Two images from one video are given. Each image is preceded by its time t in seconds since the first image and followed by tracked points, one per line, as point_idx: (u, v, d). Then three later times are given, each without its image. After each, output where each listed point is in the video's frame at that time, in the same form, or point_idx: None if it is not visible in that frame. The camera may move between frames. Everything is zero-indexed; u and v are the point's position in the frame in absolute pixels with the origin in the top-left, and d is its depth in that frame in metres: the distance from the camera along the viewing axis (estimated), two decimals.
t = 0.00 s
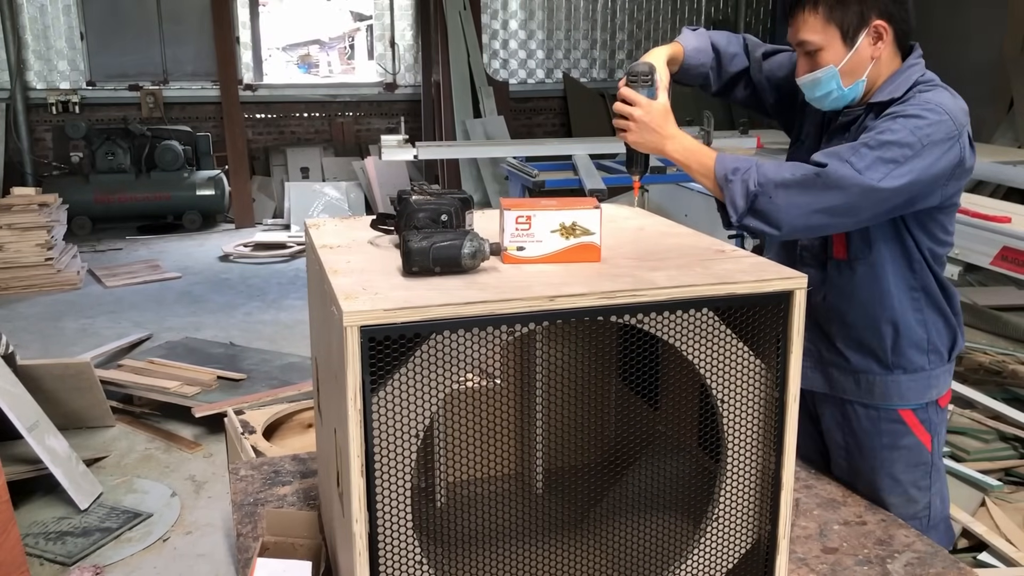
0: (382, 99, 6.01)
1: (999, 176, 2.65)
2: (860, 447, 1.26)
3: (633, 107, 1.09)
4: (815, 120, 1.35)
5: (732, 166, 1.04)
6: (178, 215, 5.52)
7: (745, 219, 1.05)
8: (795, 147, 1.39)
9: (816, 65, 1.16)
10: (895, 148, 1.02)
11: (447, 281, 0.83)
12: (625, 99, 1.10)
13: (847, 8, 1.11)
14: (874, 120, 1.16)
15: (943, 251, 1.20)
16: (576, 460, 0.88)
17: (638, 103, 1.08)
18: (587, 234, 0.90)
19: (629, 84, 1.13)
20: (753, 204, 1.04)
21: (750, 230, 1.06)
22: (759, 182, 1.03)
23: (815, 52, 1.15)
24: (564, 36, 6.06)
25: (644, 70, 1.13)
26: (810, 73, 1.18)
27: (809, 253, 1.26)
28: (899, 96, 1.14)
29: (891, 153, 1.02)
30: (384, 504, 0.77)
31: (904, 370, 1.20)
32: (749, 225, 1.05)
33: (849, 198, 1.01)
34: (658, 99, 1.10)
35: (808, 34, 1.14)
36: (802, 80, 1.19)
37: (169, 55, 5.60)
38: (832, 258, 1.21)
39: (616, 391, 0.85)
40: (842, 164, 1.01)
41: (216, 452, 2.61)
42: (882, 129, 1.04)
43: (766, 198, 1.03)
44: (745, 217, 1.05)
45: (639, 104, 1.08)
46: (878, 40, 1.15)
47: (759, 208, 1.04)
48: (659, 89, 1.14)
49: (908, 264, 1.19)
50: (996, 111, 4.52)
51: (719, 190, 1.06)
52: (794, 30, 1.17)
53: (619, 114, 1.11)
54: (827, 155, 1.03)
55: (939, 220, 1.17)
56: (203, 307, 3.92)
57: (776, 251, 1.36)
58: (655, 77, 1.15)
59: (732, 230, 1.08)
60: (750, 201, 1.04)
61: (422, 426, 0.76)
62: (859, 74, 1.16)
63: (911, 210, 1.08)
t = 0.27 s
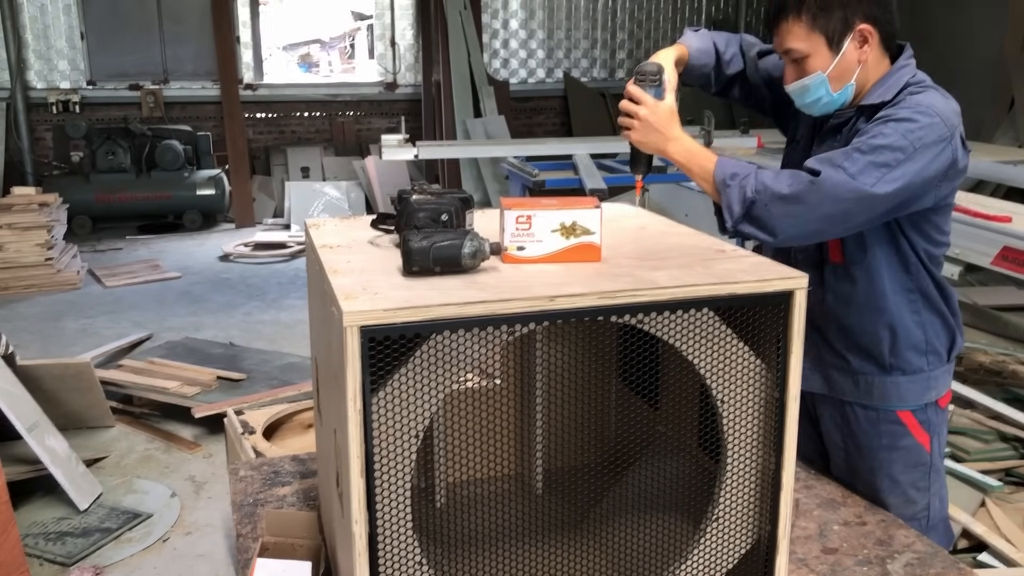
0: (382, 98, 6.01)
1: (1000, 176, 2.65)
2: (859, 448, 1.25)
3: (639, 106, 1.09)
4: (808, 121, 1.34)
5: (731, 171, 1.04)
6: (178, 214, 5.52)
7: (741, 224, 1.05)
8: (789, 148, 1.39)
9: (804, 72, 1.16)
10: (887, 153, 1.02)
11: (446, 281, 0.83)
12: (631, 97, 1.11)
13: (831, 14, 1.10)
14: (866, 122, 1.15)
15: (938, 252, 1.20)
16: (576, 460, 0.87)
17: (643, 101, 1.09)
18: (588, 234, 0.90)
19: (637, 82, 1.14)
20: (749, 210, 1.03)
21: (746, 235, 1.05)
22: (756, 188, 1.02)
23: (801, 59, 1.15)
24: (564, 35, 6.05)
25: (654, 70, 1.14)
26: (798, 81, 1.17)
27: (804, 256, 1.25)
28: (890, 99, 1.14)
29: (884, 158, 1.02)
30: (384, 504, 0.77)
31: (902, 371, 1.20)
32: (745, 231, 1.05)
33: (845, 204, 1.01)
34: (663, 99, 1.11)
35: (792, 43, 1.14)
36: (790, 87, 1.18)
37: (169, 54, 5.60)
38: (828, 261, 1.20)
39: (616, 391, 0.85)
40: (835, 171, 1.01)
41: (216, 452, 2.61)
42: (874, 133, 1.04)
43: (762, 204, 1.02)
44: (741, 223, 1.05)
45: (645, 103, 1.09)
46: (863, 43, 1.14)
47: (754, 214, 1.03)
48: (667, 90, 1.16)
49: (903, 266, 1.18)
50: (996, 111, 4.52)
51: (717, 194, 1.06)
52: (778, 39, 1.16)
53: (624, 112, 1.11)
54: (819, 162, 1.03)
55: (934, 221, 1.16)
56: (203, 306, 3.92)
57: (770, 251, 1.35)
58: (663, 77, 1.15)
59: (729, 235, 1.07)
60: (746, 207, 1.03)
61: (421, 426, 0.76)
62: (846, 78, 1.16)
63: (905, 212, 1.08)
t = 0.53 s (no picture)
0: (382, 99, 6.01)
1: (999, 176, 2.65)
2: (858, 449, 1.25)
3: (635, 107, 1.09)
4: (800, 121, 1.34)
5: (727, 172, 1.05)
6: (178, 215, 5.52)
7: (735, 225, 1.06)
8: (785, 148, 1.39)
9: (797, 73, 1.16)
10: (882, 154, 1.02)
11: (446, 282, 0.83)
12: (627, 98, 1.11)
13: (822, 14, 1.11)
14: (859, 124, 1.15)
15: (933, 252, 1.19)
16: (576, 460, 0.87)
17: (639, 102, 1.09)
18: (587, 234, 0.90)
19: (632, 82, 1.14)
20: (744, 211, 1.04)
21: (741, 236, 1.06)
22: (751, 190, 1.04)
23: (794, 60, 1.15)
24: (564, 36, 6.05)
25: (648, 68, 1.12)
26: (791, 82, 1.18)
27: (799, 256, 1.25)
28: (884, 100, 1.14)
29: (879, 159, 1.02)
30: (384, 504, 0.77)
31: (899, 372, 1.20)
32: (739, 231, 1.06)
33: (840, 207, 1.01)
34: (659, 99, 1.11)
35: (785, 42, 1.14)
36: (783, 88, 1.19)
37: (169, 55, 5.60)
38: (823, 262, 1.21)
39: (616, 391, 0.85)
40: (829, 173, 1.01)
41: (216, 452, 2.61)
42: (868, 134, 1.04)
43: (757, 205, 1.03)
44: (735, 224, 1.06)
45: (640, 104, 1.09)
46: (856, 44, 1.14)
47: (749, 215, 1.04)
48: (660, 90, 1.13)
49: (899, 267, 1.18)
50: (996, 111, 4.51)
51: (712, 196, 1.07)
52: (772, 39, 1.16)
53: (620, 113, 1.11)
54: (814, 163, 1.03)
55: (928, 221, 1.16)
56: (203, 307, 3.92)
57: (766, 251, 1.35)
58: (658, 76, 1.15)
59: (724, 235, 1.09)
60: (741, 208, 1.04)
61: (421, 427, 0.76)
62: (839, 79, 1.16)
63: (899, 213, 1.08)
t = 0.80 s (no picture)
0: (382, 99, 6.01)
1: (998, 176, 2.65)
2: (858, 448, 1.26)
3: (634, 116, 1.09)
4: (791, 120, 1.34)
5: (727, 182, 1.05)
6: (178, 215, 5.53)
7: (733, 235, 1.06)
8: (774, 148, 1.39)
9: (780, 81, 1.17)
10: (874, 157, 1.02)
11: (446, 282, 0.83)
12: (626, 107, 1.11)
13: (802, 22, 1.10)
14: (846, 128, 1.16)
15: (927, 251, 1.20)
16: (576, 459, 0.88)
17: (638, 112, 1.09)
18: (587, 234, 0.90)
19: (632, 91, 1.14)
20: (742, 222, 1.04)
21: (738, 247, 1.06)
22: (750, 201, 1.03)
23: (777, 68, 1.15)
24: (564, 36, 6.06)
25: (646, 76, 1.15)
26: (776, 88, 1.18)
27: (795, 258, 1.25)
28: (873, 101, 1.14)
29: (871, 163, 1.02)
30: (384, 504, 0.77)
31: (900, 371, 1.20)
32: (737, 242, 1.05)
33: (838, 214, 1.01)
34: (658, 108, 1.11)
35: (767, 51, 1.14)
36: (768, 95, 1.19)
37: (170, 55, 5.61)
38: (820, 264, 1.20)
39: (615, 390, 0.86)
40: (823, 181, 1.01)
41: (216, 452, 2.61)
42: (858, 138, 1.04)
43: (754, 217, 1.03)
44: (733, 234, 1.06)
45: (640, 113, 1.09)
46: (838, 50, 1.14)
47: (747, 225, 1.04)
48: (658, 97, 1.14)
49: (893, 267, 1.18)
50: (996, 111, 4.52)
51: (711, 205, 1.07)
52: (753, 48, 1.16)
53: (619, 122, 1.11)
54: (808, 173, 1.03)
55: (920, 220, 1.16)
56: (203, 307, 3.92)
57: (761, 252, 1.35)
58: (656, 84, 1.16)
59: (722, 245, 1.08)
60: (738, 219, 1.04)
61: (421, 426, 0.76)
62: (823, 85, 1.17)
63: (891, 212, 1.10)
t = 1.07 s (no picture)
0: (382, 99, 6.01)
1: (999, 176, 2.65)
2: (862, 446, 1.25)
3: (634, 125, 1.09)
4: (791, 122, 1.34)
5: (731, 190, 1.06)
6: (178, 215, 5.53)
7: (739, 239, 1.05)
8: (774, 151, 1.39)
9: (785, 68, 1.16)
10: (876, 159, 1.02)
11: (446, 282, 0.83)
12: (626, 115, 1.10)
13: (817, 10, 1.11)
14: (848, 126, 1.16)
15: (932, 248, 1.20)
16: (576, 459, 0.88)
17: (640, 121, 1.08)
18: (588, 234, 0.90)
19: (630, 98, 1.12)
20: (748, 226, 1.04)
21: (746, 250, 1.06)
22: (755, 207, 1.04)
23: (784, 54, 1.15)
24: (564, 36, 6.06)
25: (645, 84, 1.11)
26: (779, 76, 1.18)
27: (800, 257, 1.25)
28: (872, 101, 1.14)
29: (874, 164, 1.02)
30: (384, 503, 0.77)
31: (907, 368, 1.20)
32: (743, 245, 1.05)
33: (842, 216, 1.01)
34: (658, 115, 1.10)
35: (777, 35, 1.14)
36: (772, 82, 1.19)
37: (169, 55, 5.61)
38: (824, 263, 1.20)
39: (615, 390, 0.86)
40: (827, 184, 1.01)
41: (216, 452, 2.61)
42: (859, 139, 1.03)
43: (760, 222, 1.03)
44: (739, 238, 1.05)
45: (641, 123, 1.08)
46: (847, 44, 1.14)
47: (752, 230, 1.04)
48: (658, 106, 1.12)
49: (897, 266, 1.18)
50: (996, 111, 4.51)
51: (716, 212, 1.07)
52: (765, 31, 1.16)
53: (619, 130, 1.10)
54: (811, 175, 1.03)
55: (924, 219, 1.16)
56: (203, 307, 3.92)
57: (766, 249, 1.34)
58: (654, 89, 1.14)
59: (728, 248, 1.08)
60: (744, 224, 1.04)
61: (422, 426, 0.76)
62: (828, 78, 1.16)
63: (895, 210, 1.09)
